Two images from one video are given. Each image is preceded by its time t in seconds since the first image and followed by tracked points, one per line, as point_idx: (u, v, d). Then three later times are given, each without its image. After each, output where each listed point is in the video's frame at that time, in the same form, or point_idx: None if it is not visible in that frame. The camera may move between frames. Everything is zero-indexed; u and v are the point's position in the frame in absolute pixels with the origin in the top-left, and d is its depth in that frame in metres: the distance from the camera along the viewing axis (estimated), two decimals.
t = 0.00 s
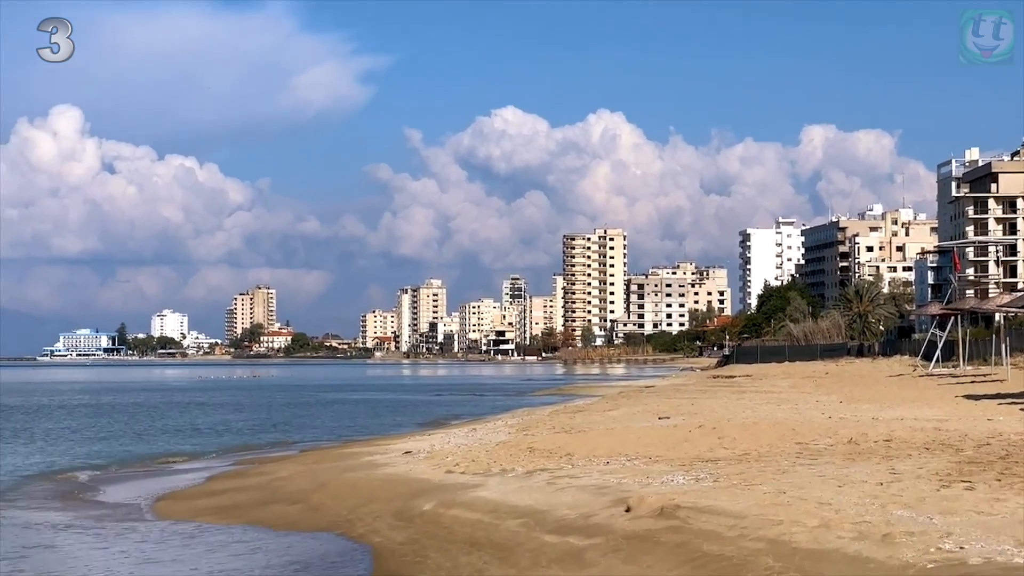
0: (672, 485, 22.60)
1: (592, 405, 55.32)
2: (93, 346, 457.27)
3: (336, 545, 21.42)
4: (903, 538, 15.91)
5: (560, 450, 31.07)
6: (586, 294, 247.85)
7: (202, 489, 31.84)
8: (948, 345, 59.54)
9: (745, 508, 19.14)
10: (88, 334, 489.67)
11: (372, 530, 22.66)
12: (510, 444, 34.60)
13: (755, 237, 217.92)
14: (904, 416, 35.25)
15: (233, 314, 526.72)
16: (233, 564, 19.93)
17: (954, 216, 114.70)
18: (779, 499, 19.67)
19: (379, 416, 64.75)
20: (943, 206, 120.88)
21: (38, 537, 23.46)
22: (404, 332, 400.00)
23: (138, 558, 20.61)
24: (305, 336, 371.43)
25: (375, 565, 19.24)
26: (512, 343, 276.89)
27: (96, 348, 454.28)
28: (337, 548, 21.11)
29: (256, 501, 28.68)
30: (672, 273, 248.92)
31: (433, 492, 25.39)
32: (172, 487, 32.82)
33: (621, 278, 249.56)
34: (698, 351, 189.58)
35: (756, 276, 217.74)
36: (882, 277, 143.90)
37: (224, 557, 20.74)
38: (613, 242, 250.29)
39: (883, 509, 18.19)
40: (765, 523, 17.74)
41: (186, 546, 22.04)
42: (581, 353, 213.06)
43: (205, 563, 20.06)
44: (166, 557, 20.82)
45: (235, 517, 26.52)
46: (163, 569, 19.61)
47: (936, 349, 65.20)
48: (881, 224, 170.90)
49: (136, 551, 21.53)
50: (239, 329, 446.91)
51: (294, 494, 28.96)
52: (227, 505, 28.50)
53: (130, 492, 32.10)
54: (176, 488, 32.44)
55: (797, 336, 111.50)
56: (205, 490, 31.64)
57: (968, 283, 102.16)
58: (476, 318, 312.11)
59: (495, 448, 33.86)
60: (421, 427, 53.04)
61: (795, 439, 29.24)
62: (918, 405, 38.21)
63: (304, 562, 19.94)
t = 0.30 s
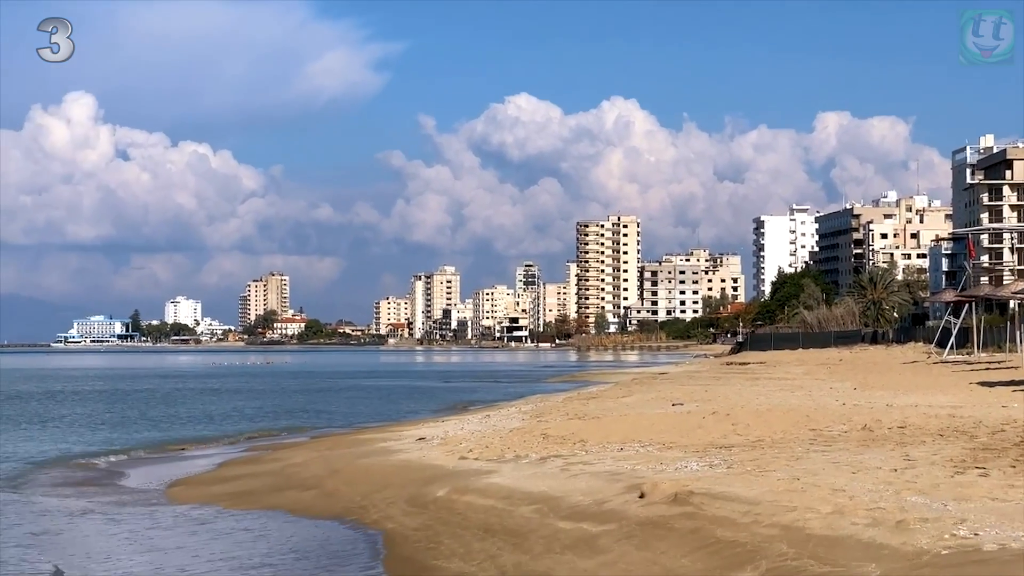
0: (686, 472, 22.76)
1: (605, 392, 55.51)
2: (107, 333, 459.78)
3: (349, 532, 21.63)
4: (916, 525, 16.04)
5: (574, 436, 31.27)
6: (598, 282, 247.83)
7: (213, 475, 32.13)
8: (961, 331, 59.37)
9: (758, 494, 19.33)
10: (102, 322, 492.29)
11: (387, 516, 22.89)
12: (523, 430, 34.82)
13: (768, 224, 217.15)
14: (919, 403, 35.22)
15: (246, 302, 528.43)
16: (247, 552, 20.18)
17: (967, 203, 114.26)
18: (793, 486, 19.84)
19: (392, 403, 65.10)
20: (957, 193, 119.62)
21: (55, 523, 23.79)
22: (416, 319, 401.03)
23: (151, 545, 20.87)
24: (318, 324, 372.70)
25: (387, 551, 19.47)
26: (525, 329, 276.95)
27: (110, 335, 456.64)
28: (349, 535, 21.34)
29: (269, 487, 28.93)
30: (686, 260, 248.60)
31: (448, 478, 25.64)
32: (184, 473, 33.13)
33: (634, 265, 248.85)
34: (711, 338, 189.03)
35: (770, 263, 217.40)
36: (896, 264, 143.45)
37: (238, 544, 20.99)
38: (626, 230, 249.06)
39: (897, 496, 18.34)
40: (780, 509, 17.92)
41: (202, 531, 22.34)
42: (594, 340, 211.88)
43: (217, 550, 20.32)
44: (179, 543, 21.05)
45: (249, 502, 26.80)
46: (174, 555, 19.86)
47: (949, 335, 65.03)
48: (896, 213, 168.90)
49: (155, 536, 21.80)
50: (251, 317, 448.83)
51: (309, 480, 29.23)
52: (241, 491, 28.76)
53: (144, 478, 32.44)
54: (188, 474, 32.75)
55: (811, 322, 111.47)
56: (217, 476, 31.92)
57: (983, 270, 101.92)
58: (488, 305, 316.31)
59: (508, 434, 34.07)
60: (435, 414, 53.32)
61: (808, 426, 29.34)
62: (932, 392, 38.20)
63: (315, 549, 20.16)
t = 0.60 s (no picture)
0: (692, 461, 22.88)
1: (611, 380, 55.74)
2: (114, 320, 461.00)
3: (355, 521, 21.81)
4: (922, 515, 16.13)
5: (580, 425, 31.43)
6: (605, 271, 247.89)
7: (220, 463, 32.35)
8: (967, 321, 59.51)
9: (764, 483, 19.47)
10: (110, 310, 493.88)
11: (394, 504, 23.07)
12: (529, 419, 34.99)
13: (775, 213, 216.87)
14: (924, 392, 35.32)
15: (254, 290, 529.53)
16: (253, 540, 20.38)
17: (974, 193, 114.07)
18: (799, 475, 19.97)
19: (399, 391, 65.33)
20: (963, 183, 119.66)
21: (64, 511, 24.04)
22: (423, 307, 401.53)
23: (157, 534, 21.09)
24: (325, 312, 373.22)
25: (393, 540, 19.64)
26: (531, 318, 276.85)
27: (118, 323, 458.03)
28: (355, 524, 21.51)
29: (276, 475, 29.12)
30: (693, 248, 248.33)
31: (454, 467, 25.80)
32: (192, 461, 33.35)
33: (640, 254, 248.45)
34: (717, 327, 189.01)
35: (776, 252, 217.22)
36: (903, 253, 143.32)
37: (244, 532, 21.17)
38: (632, 219, 247.61)
39: (903, 485, 18.45)
40: (786, 498, 18.04)
41: (210, 520, 22.54)
42: (601, 329, 212.11)
43: (224, 539, 20.52)
44: (186, 531, 21.25)
45: (256, 491, 27.00)
46: (181, 543, 20.08)
47: (956, 324, 65.12)
48: (902, 201, 168.76)
49: (162, 525, 21.98)
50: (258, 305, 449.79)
51: (315, 469, 29.43)
52: (248, 479, 28.97)
53: (152, 466, 32.70)
54: (195, 462, 32.99)
55: (817, 312, 111.42)
56: (224, 464, 32.14)
57: (990, 259, 101.76)
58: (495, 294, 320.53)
59: (514, 423, 34.25)
60: (442, 402, 53.58)
61: (815, 415, 29.46)
62: (938, 381, 38.33)
63: (320, 538, 20.34)
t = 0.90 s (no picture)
0: (687, 458, 22.90)
1: (607, 378, 55.81)
2: (110, 317, 460.68)
3: (350, 517, 21.80)
4: (916, 511, 16.17)
5: (576, 421, 31.41)
6: (601, 267, 248.04)
7: (217, 459, 32.31)
8: (962, 318, 59.45)
9: (759, 480, 19.48)
10: (106, 305, 493.20)
11: (389, 500, 23.08)
12: (525, 415, 34.99)
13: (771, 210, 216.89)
14: (920, 389, 35.32)
15: (250, 286, 529.07)
16: (247, 535, 20.39)
17: (970, 190, 114.07)
18: (795, 471, 19.99)
19: (395, 387, 65.31)
20: (959, 179, 119.80)
21: (58, 508, 24.03)
22: (419, 304, 401.69)
23: (151, 530, 21.07)
24: (321, 308, 373.29)
25: (388, 536, 19.64)
26: (527, 314, 277.04)
27: (113, 319, 457.45)
28: (350, 520, 21.51)
29: (272, 471, 29.10)
30: (689, 245, 248.63)
31: (450, 463, 25.84)
32: (188, 457, 33.31)
33: (636, 251, 248.86)
34: (714, 324, 188.99)
35: (773, 248, 217.29)
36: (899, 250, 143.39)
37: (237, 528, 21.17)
38: (629, 216, 248.58)
39: (897, 481, 18.52)
40: (782, 494, 18.05)
41: (209, 517, 22.47)
42: (597, 326, 212.08)
43: (218, 534, 20.54)
44: (180, 528, 21.26)
45: (253, 487, 26.99)
46: (176, 539, 20.08)
47: (951, 321, 65.14)
48: (899, 198, 168.64)
49: (160, 522, 21.96)
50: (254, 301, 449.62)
51: (312, 465, 29.44)
52: (244, 475, 28.96)
53: (147, 462, 32.69)
54: (190, 458, 32.96)
55: (813, 309, 111.47)
56: (220, 460, 32.10)
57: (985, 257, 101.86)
58: (490, 291, 320.55)
59: (510, 419, 34.27)
60: (437, 399, 53.57)
61: (810, 412, 29.47)
62: (932, 378, 38.34)
63: (319, 534, 20.35)
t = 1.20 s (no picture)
0: (669, 459, 22.80)
1: (590, 379, 55.76)
2: (92, 316, 458.57)
3: (332, 518, 21.59)
4: (898, 512, 16.09)
5: (559, 422, 31.29)
6: (584, 268, 248.15)
7: (199, 459, 32.01)
8: (944, 319, 59.62)
9: (741, 481, 19.40)
10: (88, 306, 491.04)
11: (371, 501, 22.88)
12: (507, 416, 34.86)
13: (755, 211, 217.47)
14: (901, 391, 35.37)
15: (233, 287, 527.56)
16: (229, 536, 20.16)
17: (952, 192, 114.56)
18: (777, 473, 19.87)
19: (378, 388, 65.11)
20: (941, 181, 120.40)
21: (36, 507, 23.76)
22: (403, 305, 401.23)
23: (133, 530, 20.87)
24: (305, 309, 372.37)
25: (371, 537, 19.44)
26: (511, 315, 277.00)
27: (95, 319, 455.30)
28: (333, 521, 21.33)
29: (255, 472, 28.82)
30: (672, 247, 249.15)
31: (432, 464, 25.67)
32: (169, 457, 33.03)
33: (619, 252, 249.27)
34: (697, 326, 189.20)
35: (756, 250, 217.96)
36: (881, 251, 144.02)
37: (220, 528, 20.97)
38: (612, 217, 249.25)
39: (878, 483, 18.45)
40: (764, 496, 17.95)
41: (189, 518, 22.20)
42: (580, 327, 212.04)
43: (200, 534, 20.34)
44: (162, 529, 21.07)
45: (235, 487, 26.72)
46: (156, 540, 19.85)
47: (933, 322, 65.41)
48: (881, 200, 169.59)
49: (139, 523, 21.68)
50: (237, 301, 448.20)
51: (294, 465, 29.20)
52: (226, 475, 28.68)
53: (129, 462, 32.37)
54: (171, 458, 32.67)
55: (796, 310, 111.71)
56: (203, 460, 31.85)
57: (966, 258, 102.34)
58: (473, 291, 320.71)
59: (492, 420, 34.13)
60: (421, 400, 53.40)
61: (792, 413, 29.42)
62: (914, 379, 38.37)
63: (300, 534, 20.11)
